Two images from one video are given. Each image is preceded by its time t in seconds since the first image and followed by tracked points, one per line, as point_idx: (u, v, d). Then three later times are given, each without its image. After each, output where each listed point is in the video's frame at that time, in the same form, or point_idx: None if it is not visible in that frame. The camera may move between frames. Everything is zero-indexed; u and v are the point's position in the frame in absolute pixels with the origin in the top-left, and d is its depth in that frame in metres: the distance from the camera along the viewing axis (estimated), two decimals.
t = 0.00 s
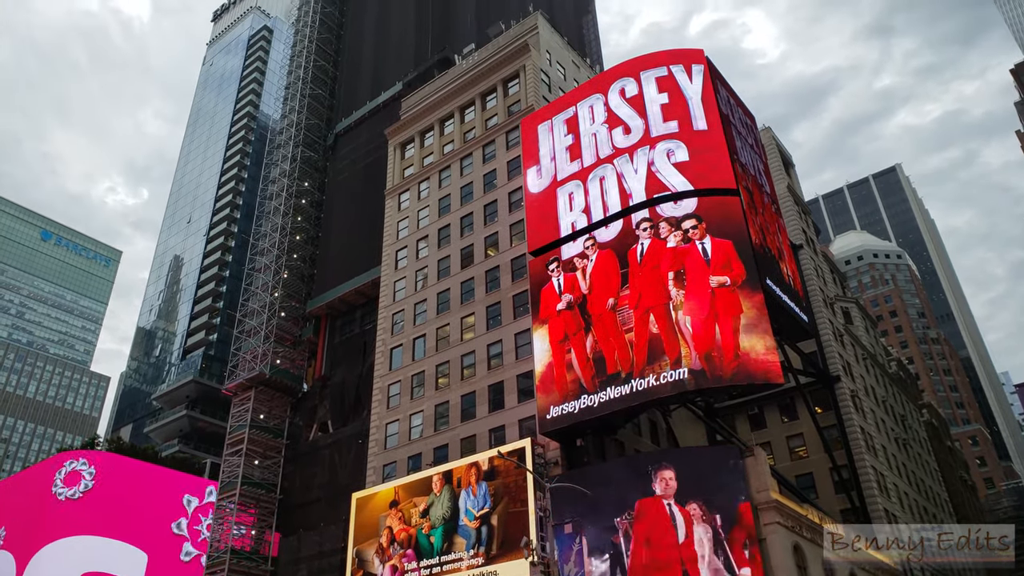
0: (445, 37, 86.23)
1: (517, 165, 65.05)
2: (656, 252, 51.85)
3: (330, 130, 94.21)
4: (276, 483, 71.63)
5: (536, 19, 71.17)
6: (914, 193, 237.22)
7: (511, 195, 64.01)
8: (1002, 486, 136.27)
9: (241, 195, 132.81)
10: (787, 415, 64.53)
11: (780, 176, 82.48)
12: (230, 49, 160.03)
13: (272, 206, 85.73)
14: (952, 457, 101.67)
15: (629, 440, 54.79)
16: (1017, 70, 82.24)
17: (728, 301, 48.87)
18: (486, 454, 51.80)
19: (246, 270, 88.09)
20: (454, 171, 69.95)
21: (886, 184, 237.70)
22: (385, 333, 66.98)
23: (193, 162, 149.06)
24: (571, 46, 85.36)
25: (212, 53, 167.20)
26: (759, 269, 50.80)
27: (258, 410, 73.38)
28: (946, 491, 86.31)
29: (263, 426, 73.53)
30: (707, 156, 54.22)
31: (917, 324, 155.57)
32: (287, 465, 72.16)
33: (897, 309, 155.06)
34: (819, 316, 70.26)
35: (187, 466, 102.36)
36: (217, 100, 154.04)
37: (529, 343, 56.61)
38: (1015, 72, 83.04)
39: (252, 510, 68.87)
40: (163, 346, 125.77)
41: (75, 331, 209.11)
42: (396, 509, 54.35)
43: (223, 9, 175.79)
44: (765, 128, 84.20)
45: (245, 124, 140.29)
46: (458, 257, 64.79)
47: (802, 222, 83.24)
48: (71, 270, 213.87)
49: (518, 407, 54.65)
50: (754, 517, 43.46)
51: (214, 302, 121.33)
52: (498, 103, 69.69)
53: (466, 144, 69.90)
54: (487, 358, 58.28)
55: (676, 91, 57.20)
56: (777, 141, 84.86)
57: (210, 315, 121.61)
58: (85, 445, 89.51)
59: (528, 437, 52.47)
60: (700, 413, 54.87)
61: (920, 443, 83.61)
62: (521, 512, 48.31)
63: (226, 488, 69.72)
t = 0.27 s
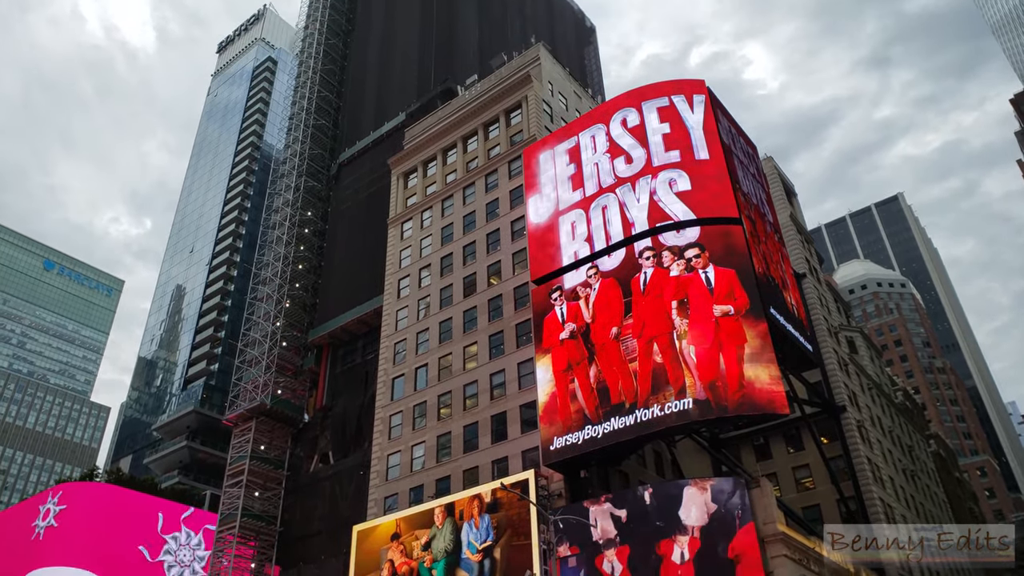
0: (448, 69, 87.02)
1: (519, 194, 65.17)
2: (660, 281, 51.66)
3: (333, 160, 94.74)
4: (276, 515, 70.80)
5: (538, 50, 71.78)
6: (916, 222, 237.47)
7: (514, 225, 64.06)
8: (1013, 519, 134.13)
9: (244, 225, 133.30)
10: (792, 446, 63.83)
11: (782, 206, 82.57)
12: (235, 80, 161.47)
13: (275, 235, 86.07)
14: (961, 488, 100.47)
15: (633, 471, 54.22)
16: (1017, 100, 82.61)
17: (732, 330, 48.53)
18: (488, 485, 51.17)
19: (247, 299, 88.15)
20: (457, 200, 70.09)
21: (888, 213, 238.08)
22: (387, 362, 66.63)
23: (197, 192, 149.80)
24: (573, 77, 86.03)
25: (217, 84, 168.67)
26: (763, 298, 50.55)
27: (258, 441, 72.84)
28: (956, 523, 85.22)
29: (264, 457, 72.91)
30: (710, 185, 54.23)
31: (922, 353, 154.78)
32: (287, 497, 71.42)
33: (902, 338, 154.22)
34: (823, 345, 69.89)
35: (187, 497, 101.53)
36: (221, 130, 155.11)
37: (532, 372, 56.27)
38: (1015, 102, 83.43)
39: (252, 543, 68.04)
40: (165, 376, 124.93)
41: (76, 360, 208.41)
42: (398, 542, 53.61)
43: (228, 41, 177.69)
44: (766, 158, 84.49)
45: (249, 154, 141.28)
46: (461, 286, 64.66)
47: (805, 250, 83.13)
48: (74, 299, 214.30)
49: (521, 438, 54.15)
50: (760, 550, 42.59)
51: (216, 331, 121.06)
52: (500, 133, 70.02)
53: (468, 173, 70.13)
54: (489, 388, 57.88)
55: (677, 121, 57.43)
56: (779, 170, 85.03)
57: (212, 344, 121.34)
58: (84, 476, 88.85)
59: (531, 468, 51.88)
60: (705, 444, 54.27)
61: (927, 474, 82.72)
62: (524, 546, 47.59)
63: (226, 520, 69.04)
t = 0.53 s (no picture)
0: (451, 100, 87.86)
1: (522, 223, 65.35)
2: (663, 311, 51.53)
3: (337, 191, 95.35)
4: (277, 547, 69.92)
5: (540, 81, 72.50)
6: (919, 252, 237.68)
7: (517, 254, 64.14)
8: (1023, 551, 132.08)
9: (247, 254, 133.75)
10: (798, 477, 63.18)
11: (785, 235, 82.65)
12: (240, 111, 162.97)
13: (278, 264, 86.48)
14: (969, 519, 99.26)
15: (638, 502, 53.63)
16: (1018, 130, 83.01)
17: (736, 360, 48.28)
18: (491, 517, 50.61)
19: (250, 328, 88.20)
20: (460, 229, 70.26)
21: (890, 242, 238.14)
22: (389, 392, 66.25)
23: (201, 222, 150.43)
24: (575, 108, 86.75)
25: (222, 115, 170.22)
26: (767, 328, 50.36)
27: (259, 471, 72.43)
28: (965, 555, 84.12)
29: (265, 487, 72.38)
30: (712, 215, 54.35)
31: (927, 383, 154.06)
32: (288, 528, 70.68)
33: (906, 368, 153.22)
34: (827, 375, 69.45)
35: (186, 529, 100.68)
36: (225, 161, 156.21)
37: (535, 402, 55.92)
38: (1015, 132, 83.90)
39: None
40: (167, 406, 124.29)
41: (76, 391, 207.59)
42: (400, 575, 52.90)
43: (233, 73, 179.65)
44: (768, 187, 84.82)
45: (253, 184, 142.31)
46: (463, 315, 64.57)
47: (808, 280, 83.08)
48: (77, 329, 214.56)
49: (524, 469, 53.70)
50: None
51: (218, 361, 120.81)
52: (503, 163, 70.41)
53: (471, 203, 70.39)
54: (492, 418, 57.51)
55: (679, 151, 57.77)
56: (781, 200, 85.20)
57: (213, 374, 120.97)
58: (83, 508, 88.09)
59: (534, 500, 51.34)
60: (710, 475, 53.68)
61: (935, 505, 81.83)
62: None
63: (226, 552, 68.37)
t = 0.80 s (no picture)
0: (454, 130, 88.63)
1: (524, 252, 65.57)
2: (665, 339, 51.49)
3: (340, 220, 95.91)
4: None
5: (542, 112, 73.18)
6: (921, 280, 237.67)
7: (519, 282, 64.27)
8: None
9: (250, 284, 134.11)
10: (803, 507, 62.54)
11: (786, 264, 82.85)
12: (244, 142, 164.21)
13: (281, 294, 86.78)
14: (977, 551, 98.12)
15: (641, 533, 53.09)
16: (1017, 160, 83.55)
17: (739, 389, 48.08)
18: (494, 548, 50.19)
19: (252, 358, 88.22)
20: (462, 258, 70.46)
21: (892, 271, 238.38)
22: (391, 421, 65.94)
23: (205, 251, 150.94)
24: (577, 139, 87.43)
25: (226, 145, 171.47)
26: (770, 357, 50.17)
27: (260, 502, 72.23)
28: None
29: (266, 518, 72.08)
30: (714, 243, 54.48)
31: (932, 413, 153.27)
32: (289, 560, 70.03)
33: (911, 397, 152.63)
34: (831, 405, 69.12)
35: (186, 560, 99.92)
36: (229, 191, 157.09)
37: (538, 432, 55.68)
38: (1014, 162, 84.33)
39: None
40: (168, 436, 123.65)
41: (77, 420, 207.03)
42: None
43: (238, 103, 181.27)
44: (769, 216, 85.14)
45: (257, 214, 143.03)
46: (465, 343, 64.53)
47: (811, 308, 83.05)
48: (79, 358, 214.79)
49: (527, 500, 53.33)
50: None
51: (220, 391, 120.53)
52: (505, 192, 70.82)
53: (474, 232, 70.67)
54: (495, 448, 57.19)
55: (680, 181, 58.09)
56: (782, 229, 85.53)
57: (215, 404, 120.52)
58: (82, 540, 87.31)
59: (537, 531, 50.89)
60: (714, 506, 53.10)
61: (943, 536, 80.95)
62: None
63: None
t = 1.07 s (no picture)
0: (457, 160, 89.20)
1: (527, 280, 65.57)
2: (669, 368, 51.23)
3: (343, 248, 96.15)
4: None
5: (544, 142, 73.68)
6: (924, 308, 237.07)
7: (521, 310, 64.17)
8: None
9: (253, 312, 134.06)
10: (810, 536, 61.83)
11: (790, 292, 82.77)
12: (249, 171, 165.23)
13: (284, 322, 86.78)
14: None
15: (646, 565, 52.32)
16: (1019, 189, 83.76)
17: (744, 419, 47.67)
18: None
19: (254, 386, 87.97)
20: (465, 286, 70.45)
21: (896, 299, 238.00)
22: (393, 451, 65.44)
23: (208, 280, 151.20)
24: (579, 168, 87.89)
25: (230, 175, 172.46)
26: (774, 386, 49.80)
27: (261, 533, 71.57)
28: None
29: (266, 550, 71.42)
30: (717, 271, 54.46)
31: (939, 442, 151.88)
32: None
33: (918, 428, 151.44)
34: (836, 434, 68.70)
35: None
36: (233, 220, 157.78)
37: (541, 462, 55.21)
38: (1015, 191, 84.52)
39: None
40: (168, 466, 122.70)
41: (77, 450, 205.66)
42: None
43: (243, 133, 182.69)
44: (771, 245, 85.22)
45: (261, 243, 143.52)
46: (468, 371, 64.27)
47: (814, 337, 82.75)
48: (81, 388, 214.82)
49: (530, 531, 52.71)
50: None
51: (221, 420, 119.92)
52: (508, 221, 71.00)
53: (476, 260, 70.77)
54: (498, 479, 56.67)
55: (682, 209, 58.24)
56: (785, 258, 85.60)
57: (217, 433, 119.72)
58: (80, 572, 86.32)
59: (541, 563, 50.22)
60: (719, 536, 52.34)
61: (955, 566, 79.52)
62: None
63: None
